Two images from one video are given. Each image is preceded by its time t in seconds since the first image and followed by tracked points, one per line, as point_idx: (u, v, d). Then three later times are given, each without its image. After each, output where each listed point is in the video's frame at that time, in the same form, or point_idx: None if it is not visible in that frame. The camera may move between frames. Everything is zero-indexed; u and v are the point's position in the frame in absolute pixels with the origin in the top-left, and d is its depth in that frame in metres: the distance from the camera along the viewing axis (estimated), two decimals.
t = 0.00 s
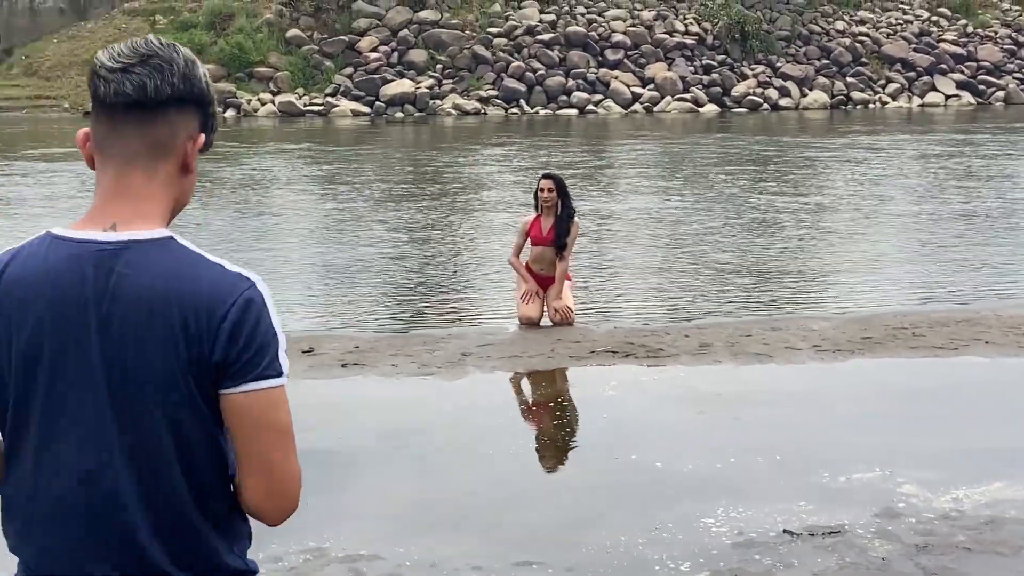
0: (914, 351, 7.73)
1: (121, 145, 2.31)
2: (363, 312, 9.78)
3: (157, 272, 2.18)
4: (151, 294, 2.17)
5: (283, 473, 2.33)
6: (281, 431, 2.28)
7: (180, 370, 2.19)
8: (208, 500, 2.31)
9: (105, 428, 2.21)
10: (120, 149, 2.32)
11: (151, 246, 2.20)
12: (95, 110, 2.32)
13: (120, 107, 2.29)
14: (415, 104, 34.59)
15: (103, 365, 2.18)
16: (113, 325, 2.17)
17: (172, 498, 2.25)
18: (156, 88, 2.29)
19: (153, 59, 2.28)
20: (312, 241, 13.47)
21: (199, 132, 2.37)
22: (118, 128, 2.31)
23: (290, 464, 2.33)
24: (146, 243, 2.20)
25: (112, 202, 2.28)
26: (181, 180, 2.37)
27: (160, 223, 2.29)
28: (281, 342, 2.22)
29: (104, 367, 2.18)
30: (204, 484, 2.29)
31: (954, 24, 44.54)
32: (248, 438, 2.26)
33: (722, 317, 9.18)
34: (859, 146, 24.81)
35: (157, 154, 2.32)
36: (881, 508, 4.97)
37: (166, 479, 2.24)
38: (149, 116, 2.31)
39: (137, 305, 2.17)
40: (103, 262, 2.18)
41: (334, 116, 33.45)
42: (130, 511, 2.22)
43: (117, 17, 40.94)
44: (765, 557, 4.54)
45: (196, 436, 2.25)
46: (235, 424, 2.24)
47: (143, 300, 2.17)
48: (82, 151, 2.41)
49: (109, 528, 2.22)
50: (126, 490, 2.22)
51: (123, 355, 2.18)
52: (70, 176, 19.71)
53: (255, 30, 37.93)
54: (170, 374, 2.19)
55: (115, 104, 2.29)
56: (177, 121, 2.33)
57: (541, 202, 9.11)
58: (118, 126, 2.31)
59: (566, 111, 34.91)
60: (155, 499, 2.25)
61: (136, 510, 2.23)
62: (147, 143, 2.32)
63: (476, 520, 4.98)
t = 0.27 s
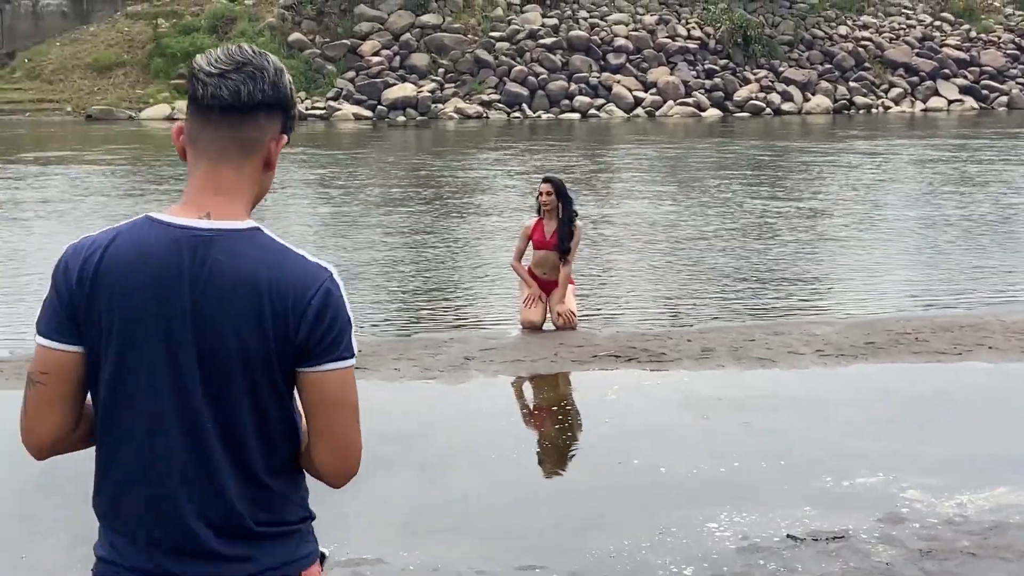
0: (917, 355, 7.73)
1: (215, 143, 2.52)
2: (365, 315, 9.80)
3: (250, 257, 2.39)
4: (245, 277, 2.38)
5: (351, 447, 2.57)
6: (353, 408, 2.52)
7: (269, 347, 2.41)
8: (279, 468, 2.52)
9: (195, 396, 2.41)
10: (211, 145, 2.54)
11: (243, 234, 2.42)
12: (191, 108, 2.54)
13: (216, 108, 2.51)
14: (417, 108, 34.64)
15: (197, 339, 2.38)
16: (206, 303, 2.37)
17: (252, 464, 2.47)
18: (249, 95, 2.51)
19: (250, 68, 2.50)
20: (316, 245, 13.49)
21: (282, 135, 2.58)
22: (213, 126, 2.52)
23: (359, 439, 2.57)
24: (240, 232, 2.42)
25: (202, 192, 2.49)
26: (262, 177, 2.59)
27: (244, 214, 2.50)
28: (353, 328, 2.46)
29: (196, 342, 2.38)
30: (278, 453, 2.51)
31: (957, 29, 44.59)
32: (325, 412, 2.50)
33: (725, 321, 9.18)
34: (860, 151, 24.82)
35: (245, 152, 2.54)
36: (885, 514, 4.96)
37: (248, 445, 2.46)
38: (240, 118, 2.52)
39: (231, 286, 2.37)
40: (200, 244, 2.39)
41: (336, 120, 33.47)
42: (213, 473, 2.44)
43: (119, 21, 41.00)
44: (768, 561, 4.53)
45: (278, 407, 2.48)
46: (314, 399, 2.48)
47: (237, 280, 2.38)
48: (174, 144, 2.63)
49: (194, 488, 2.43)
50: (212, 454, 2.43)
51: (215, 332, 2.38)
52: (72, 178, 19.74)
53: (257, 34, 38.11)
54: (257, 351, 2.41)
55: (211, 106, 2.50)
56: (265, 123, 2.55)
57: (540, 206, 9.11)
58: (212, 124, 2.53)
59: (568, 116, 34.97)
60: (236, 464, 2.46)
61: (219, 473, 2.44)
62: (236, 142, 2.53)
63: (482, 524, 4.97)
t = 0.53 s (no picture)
0: (921, 360, 7.74)
1: (244, 139, 2.70)
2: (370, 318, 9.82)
3: (278, 240, 2.57)
4: (273, 258, 2.55)
5: (371, 418, 2.75)
6: (374, 382, 2.71)
7: (295, 322, 2.59)
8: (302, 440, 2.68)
9: (225, 369, 2.57)
10: (239, 140, 2.71)
11: (271, 219, 2.59)
12: (220, 106, 2.71)
13: (244, 106, 2.68)
14: (424, 111, 34.75)
15: (228, 315, 2.55)
16: (238, 282, 2.55)
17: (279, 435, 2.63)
18: (275, 94, 2.68)
19: (275, 69, 2.67)
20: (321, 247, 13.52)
21: (302, 133, 2.76)
22: (241, 123, 2.70)
23: (380, 411, 2.76)
24: (270, 216, 2.60)
25: (232, 182, 2.67)
26: (286, 171, 2.76)
27: (271, 203, 2.67)
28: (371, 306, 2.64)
29: (228, 319, 2.55)
30: (303, 425, 2.67)
31: (962, 34, 44.58)
32: (349, 383, 2.68)
33: (728, 325, 9.20)
34: (866, 156, 24.81)
35: (271, 146, 2.71)
36: (886, 517, 4.97)
37: (273, 419, 2.62)
38: (266, 117, 2.70)
39: (262, 265, 2.55)
40: (234, 226, 2.56)
41: (342, 123, 33.51)
42: (243, 442, 2.59)
43: (125, 23, 41.09)
44: (769, 565, 4.55)
45: (303, 380, 2.65)
46: (340, 370, 2.66)
47: (267, 261, 2.55)
48: (203, 141, 2.80)
49: (225, 457, 2.59)
50: (242, 424, 2.59)
51: (246, 309, 2.55)
52: (78, 181, 19.78)
53: (264, 37, 38.21)
54: (284, 326, 2.58)
55: (239, 104, 2.68)
56: (288, 121, 2.72)
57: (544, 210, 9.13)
58: (240, 121, 2.70)
59: (574, 120, 34.97)
60: (263, 435, 2.62)
61: (247, 443, 2.60)
62: (263, 137, 2.71)
63: (485, 526, 5.00)
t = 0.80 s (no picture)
0: (925, 363, 7.77)
1: (225, 155, 2.81)
2: (376, 320, 9.86)
3: (262, 246, 2.67)
4: (256, 266, 2.65)
5: (359, 409, 2.83)
6: (360, 374, 2.79)
7: (278, 325, 2.68)
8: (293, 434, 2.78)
9: (214, 373, 2.68)
10: (222, 157, 2.82)
11: (254, 230, 2.69)
12: (203, 126, 2.82)
13: (225, 123, 2.79)
14: (431, 114, 34.65)
15: (211, 323, 2.66)
16: (222, 290, 2.65)
17: (269, 431, 2.74)
18: (253, 112, 2.79)
19: (252, 88, 2.78)
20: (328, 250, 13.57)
21: (283, 146, 2.86)
22: (223, 140, 2.80)
23: (370, 402, 2.85)
24: (251, 225, 2.69)
25: (219, 194, 2.77)
26: (269, 182, 2.86)
27: (254, 212, 2.77)
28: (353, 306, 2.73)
29: (214, 325, 2.66)
30: (294, 419, 2.77)
31: (969, 38, 44.60)
32: (336, 377, 2.76)
33: (734, 329, 9.23)
34: (873, 159, 24.83)
35: (252, 160, 2.82)
36: (888, 519, 5.00)
37: (263, 416, 2.73)
38: (247, 133, 2.81)
39: (245, 273, 2.65)
40: (217, 236, 2.66)
41: (349, 126, 33.57)
42: (235, 438, 2.71)
43: (133, 25, 41.20)
44: (772, 567, 4.58)
45: (291, 380, 2.74)
46: (326, 368, 2.75)
47: (248, 269, 2.65)
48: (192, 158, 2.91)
49: (219, 453, 2.70)
50: (232, 423, 2.70)
51: (228, 317, 2.66)
52: (87, 183, 19.85)
53: (271, 40, 38.32)
54: (268, 330, 2.68)
55: (220, 122, 2.78)
56: (268, 136, 2.83)
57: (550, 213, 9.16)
58: (222, 139, 2.81)
59: (581, 123, 35.00)
60: (254, 431, 2.72)
61: (240, 440, 2.71)
62: (245, 152, 2.81)
63: (488, 529, 5.03)
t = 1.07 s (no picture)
0: (932, 365, 7.78)
1: (207, 151, 2.92)
2: (385, 322, 9.91)
3: (242, 234, 2.79)
4: (237, 253, 2.77)
5: (333, 384, 2.91)
6: (332, 349, 2.88)
7: (259, 307, 2.80)
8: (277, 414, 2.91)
9: (201, 354, 2.82)
10: (203, 153, 2.93)
11: (234, 218, 2.81)
12: (185, 125, 2.95)
13: (203, 122, 2.91)
14: (440, 117, 34.74)
15: (196, 309, 2.79)
16: (206, 275, 2.78)
17: (255, 408, 2.87)
18: (230, 109, 2.90)
19: (227, 86, 2.89)
20: (337, 253, 13.63)
21: (261, 139, 2.99)
22: (202, 137, 2.92)
23: (343, 376, 2.92)
24: (231, 214, 2.82)
25: (203, 186, 2.90)
26: (249, 173, 2.98)
27: (235, 202, 2.89)
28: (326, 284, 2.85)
29: (199, 310, 2.79)
30: (278, 395, 2.90)
31: (979, 41, 44.55)
32: (311, 356, 2.86)
33: (742, 331, 9.26)
34: (883, 162, 24.83)
35: (232, 154, 2.94)
36: (893, 520, 5.03)
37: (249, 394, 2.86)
38: (225, 128, 2.92)
39: (227, 258, 2.78)
40: (200, 227, 2.80)
41: (358, 129, 33.65)
42: (223, 416, 2.84)
43: (143, 29, 41.36)
44: (777, 567, 4.61)
45: (272, 359, 2.86)
46: (300, 348, 2.84)
47: (227, 255, 2.78)
48: (177, 156, 3.03)
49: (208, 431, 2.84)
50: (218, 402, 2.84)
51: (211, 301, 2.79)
52: (98, 187, 19.93)
53: (281, 43, 38.42)
54: (251, 312, 2.80)
55: (198, 120, 2.90)
56: (246, 130, 2.94)
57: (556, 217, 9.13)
58: (202, 135, 2.93)
59: (591, 126, 35.01)
60: (240, 409, 2.86)
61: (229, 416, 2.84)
62: (225, 146, 2.93)
63: (491, 528, 5.09)
